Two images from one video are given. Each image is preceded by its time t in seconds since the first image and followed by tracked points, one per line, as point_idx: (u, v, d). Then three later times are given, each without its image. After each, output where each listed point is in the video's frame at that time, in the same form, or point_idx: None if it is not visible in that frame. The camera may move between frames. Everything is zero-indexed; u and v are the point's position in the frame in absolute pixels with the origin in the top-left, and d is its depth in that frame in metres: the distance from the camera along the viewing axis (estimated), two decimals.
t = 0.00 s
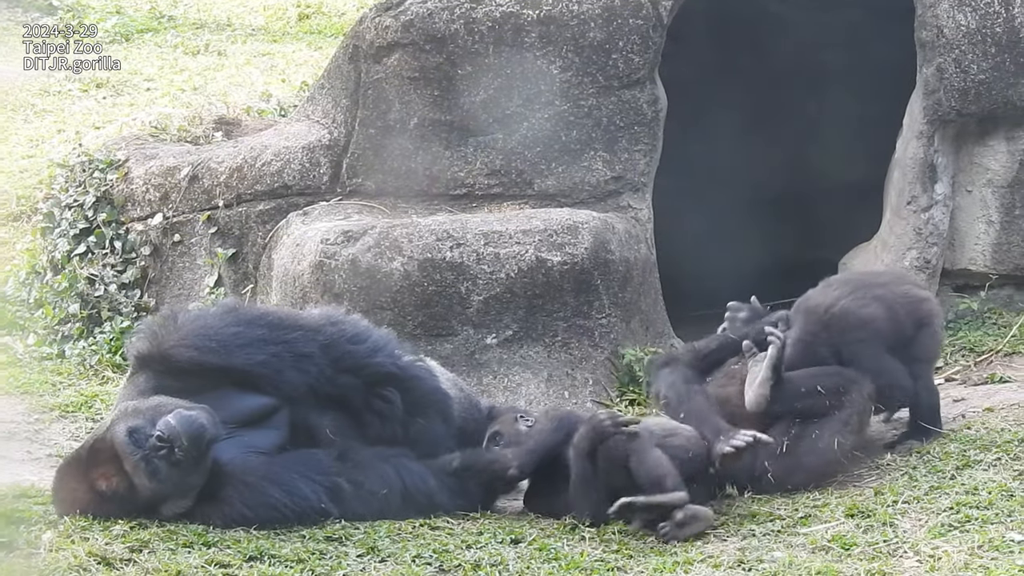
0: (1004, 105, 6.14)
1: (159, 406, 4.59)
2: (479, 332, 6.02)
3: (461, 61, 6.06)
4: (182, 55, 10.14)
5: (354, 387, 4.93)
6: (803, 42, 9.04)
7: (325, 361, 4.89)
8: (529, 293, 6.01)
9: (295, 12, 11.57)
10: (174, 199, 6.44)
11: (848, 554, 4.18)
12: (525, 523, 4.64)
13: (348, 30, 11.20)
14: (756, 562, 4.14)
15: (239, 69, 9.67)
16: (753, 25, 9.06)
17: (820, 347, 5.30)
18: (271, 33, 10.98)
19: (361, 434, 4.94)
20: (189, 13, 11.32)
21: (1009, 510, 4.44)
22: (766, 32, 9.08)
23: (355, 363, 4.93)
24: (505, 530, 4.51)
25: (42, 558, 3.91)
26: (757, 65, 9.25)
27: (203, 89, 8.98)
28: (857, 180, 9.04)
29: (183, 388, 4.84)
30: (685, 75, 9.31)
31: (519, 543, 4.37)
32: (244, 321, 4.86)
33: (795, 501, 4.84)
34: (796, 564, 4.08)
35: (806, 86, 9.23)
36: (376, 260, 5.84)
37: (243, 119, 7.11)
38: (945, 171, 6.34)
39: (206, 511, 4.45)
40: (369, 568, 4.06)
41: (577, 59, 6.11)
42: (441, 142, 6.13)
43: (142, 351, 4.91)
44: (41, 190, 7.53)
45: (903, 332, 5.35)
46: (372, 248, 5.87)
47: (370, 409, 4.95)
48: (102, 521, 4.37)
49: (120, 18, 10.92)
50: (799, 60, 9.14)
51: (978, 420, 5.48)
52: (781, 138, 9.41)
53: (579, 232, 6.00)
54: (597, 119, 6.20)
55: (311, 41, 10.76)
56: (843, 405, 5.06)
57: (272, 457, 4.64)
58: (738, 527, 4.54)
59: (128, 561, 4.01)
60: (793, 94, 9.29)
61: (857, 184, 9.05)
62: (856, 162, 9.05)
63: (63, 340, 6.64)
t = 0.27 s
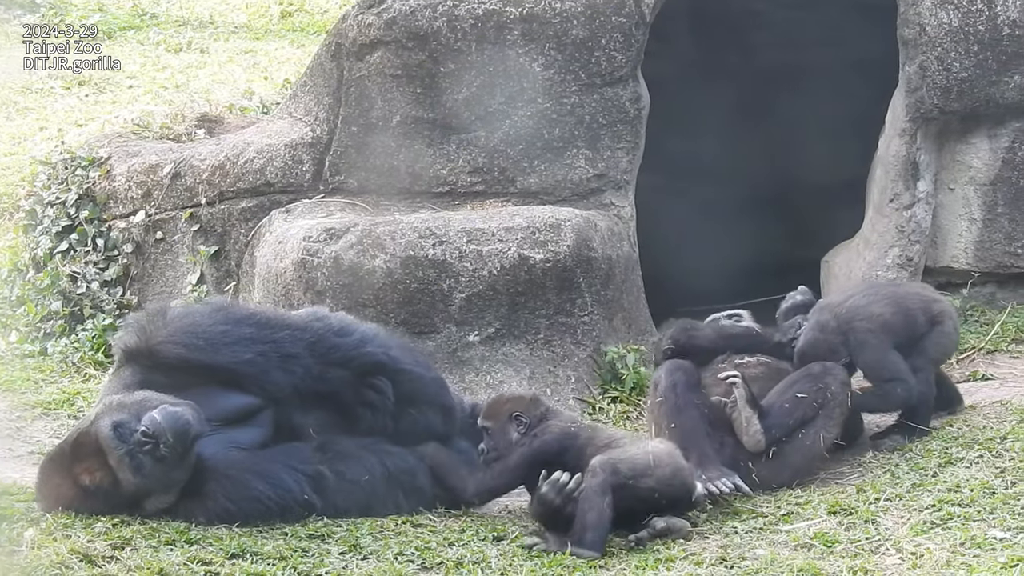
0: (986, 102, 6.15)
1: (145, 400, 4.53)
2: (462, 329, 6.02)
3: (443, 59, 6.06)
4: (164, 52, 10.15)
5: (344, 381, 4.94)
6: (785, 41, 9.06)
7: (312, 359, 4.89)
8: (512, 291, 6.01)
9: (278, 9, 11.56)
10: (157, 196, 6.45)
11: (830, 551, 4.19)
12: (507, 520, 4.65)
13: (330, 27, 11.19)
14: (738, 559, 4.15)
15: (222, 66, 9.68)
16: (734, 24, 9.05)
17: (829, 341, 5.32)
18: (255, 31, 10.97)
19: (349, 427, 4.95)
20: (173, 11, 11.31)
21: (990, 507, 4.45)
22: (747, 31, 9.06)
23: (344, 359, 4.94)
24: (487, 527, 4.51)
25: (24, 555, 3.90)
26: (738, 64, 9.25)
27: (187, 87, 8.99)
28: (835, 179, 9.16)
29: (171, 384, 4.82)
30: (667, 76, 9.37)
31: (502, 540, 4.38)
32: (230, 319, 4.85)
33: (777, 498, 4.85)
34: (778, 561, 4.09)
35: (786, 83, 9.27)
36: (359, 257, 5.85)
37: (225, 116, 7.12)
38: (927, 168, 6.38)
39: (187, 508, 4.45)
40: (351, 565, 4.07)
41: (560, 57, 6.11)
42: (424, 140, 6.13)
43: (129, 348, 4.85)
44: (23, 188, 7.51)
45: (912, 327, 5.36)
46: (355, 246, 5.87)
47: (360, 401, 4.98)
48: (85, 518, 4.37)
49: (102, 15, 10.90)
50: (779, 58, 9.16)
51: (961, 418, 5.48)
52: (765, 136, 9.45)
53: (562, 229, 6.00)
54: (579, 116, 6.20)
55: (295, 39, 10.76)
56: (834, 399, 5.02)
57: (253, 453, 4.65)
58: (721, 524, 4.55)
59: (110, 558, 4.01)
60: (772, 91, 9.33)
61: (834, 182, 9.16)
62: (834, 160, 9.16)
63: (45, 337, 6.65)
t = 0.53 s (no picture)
0: (971, 101, 6.16)
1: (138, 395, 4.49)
2: (446, 327, 6.01)
3: (428, 57, 6.06)
4: (149, 50, 10.16)
5: (336, 368, 4.87)
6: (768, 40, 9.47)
7: (300, 348, 4.80)
8: (496, 289, 6.01)
9: (263, 7, 11.55)
10: (141, 194, 6.45)
11: (815, 549, 4.19)
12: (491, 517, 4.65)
13: (316, 25, 11.18)
14: (723, 558, 4.15)
15: (207, 64, 9.70)
16: (718, 24, 9.43)
17: (824, 317, 5.27)
18: (240, 29, 10.96)
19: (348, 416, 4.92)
20: (157, 9, 11.30)
21: (975, 506, 4.45)
22: (731, 30, 9.45)
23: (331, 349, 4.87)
24: (471, 524, 4.51)
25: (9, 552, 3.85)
26: (723, 64, 9.65)
27: (171, 85, 9.02)
28: (818, 179, 9.57)
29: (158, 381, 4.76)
30: (650, 72, 9.72)
31: (486, 538, 4.36)
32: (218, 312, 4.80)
33: (763, 496, 4.85)
34: (763, 559, 4.09)
35: (770, 82, 9.65)
36: (344, 255, 5.85)
37: (210, 114, 7.12)
38: (913, 167, 6.36)
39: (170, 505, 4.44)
40: (336, 563, 4.06)
41: (544, 55, 6.11)
42: (408, 137, 6.14)
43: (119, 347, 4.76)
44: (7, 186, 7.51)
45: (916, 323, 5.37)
46: (340, 244, 5.87)
47: (354, 388, 4.91)
48: (69, 516, 4.36)
49: (87, 13, 10.89)
50: (763, 58, 9.57)
51: (946, 416, 5.45)
52: (745, 135, 9.83)
53: (547, 227, 6.00)
54: (564, 114, 6.20)
55: (280, 37, 10.76)
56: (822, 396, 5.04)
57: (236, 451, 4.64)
58: (705, 523, 4.56)
59: (95, 556, 3.99)
60: (757, 91, 9.71)
61: (818, 182, 9.57)
62: (818, 160, 9.55)
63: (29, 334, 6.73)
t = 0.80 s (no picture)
0: (964, 99, 6.16)
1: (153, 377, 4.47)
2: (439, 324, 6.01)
3: (420, 54, 6.06)
4: (142, 47, 10.18)
5: (321, 353, 4.88)
6: (761, 39, 9.66)
7: (288, 336, 4.85)
8: (489, 287, 6.01)
9: (256, 4, 11.57)
10: (135, 191, 6.47)
11: (807, 547, 4.18)
12: (484, 514, 4.64)
13: (308, 22, 11.18)
14: (715, 555, 4.14)
15: (199, 61, 9.71)
16: (710, 21, 9.62)
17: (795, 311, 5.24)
18: (232, 25, 10.97)
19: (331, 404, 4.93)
20: (150, 6, 11.31)
21: (968, 503, 4.44)
22: (724, 28, 9.65)
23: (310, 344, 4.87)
24: (463, 521, 4.50)
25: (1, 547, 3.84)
26: (718, 63, 9.86)
27: (164, 82, 9.03)
28: (812, 175, 9.74)
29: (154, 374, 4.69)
30: (643, 70, 9.91)
31: (479, 535, 4.34)
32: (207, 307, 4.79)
33: (756, 493, 4.84)
34: (755, 557, 4.08)
35: (765, 80, 9.86)
36: (336, 252, 5.84)
37: (203, 111, 7.13)
38: (905, 164, 6.39)
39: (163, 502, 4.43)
40: (329, 560, 4.04)
41: (537, 53, 6.10)
42: (401, 135, 6.14)
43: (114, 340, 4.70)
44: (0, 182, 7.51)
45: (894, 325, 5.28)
46: (332, 241, 5.87)
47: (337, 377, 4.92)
48: (62, 513, 4.35)
49: (80, 10, 10.89)
50: (756, 57, 9.77)
51: (939, 413, 5.43)
52: (739, 133, 10.02)
53: (540, 224, 6.00)
54: (557, 112, 6.19)
55: (272, 34, 10.76)
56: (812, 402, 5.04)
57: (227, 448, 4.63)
58: (698, 521, 4.55)
59: (88, 553, 3.99)
60: (752, 90, 9.92)
61: (812, 178, 9.74)
62: (813, 157, 9.74)
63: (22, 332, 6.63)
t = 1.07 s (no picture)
0: (961, 95, 6.15)
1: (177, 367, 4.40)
2: (436, 320, 6.01)
3: (417, 50, 6.06)
4: (139, 43, 10.19)
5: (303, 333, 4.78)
6: (759, 36, 9.75)
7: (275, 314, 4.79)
8: (486, 282, 6.01)
9: None
10: (132, 186, 6.47)
11: (804, 543, 4.17)
12: (481, 510, 4.63)
13: (305, 18, 11.19)
14: (713, 551, 4.13)
15: (196, 57, 9.72)
16: (707, 14, 9.76)
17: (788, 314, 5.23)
18: (229, 21, 10.97)
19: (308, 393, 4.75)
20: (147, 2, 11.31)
21: (965, 499, 4.42)
22: (721, 22, 9.77)
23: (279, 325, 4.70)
24: (461, 517, 4.48)
25: None
26: (714, 56, 10.01)
27: (161, 78, 9.04)
28: (809, 169, 9.69)
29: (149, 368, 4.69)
30: (643, 66, 10.11)
31: (477, 531, 4.32)
32: (201, 296, 4.81)
33: (753, 489, 4.83)
34: (753, 553, 4.07)
35: (763, 75, 9.96)
36: (333, 248, 5.83)
37: (200, 107, 7.14)
38: (903, 160, 6.41)
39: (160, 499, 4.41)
40: (326, 556, 4.01)
41: (534, 48, 6.10)
42: (398, 130, 6.13)
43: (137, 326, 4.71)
44: None
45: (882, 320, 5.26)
46: (329, 237, 5.86)
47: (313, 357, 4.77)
48: (59, 509, 4.35)
49: (77, 6, 10.90)
50: (752, 51, 9.86)
51: (937, 409, 5.43)
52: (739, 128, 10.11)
53: (537, 220, 6.00)
54: (554, 107, 6.19)
55: (269, 30, 10.76)
56: (813, 394, 5.12)
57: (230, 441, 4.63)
58: (695, 516, 4.54)
59: (86, 549, 3.98)
60: (750, 84, 10.02)
61: (809, 172, 9.69)
62: (810, 152, 9.69)
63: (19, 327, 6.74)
